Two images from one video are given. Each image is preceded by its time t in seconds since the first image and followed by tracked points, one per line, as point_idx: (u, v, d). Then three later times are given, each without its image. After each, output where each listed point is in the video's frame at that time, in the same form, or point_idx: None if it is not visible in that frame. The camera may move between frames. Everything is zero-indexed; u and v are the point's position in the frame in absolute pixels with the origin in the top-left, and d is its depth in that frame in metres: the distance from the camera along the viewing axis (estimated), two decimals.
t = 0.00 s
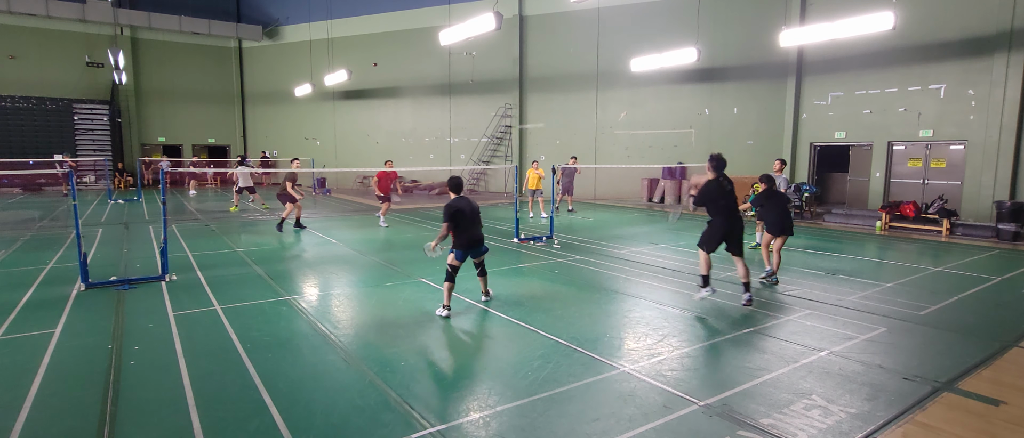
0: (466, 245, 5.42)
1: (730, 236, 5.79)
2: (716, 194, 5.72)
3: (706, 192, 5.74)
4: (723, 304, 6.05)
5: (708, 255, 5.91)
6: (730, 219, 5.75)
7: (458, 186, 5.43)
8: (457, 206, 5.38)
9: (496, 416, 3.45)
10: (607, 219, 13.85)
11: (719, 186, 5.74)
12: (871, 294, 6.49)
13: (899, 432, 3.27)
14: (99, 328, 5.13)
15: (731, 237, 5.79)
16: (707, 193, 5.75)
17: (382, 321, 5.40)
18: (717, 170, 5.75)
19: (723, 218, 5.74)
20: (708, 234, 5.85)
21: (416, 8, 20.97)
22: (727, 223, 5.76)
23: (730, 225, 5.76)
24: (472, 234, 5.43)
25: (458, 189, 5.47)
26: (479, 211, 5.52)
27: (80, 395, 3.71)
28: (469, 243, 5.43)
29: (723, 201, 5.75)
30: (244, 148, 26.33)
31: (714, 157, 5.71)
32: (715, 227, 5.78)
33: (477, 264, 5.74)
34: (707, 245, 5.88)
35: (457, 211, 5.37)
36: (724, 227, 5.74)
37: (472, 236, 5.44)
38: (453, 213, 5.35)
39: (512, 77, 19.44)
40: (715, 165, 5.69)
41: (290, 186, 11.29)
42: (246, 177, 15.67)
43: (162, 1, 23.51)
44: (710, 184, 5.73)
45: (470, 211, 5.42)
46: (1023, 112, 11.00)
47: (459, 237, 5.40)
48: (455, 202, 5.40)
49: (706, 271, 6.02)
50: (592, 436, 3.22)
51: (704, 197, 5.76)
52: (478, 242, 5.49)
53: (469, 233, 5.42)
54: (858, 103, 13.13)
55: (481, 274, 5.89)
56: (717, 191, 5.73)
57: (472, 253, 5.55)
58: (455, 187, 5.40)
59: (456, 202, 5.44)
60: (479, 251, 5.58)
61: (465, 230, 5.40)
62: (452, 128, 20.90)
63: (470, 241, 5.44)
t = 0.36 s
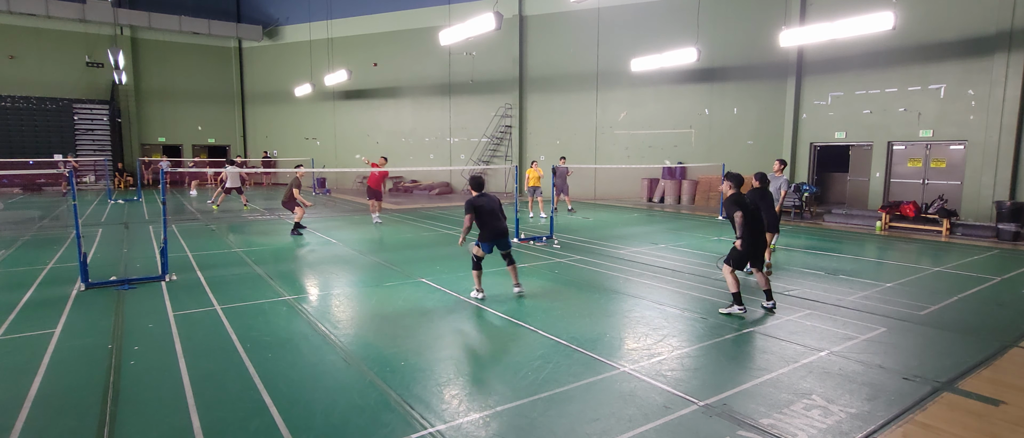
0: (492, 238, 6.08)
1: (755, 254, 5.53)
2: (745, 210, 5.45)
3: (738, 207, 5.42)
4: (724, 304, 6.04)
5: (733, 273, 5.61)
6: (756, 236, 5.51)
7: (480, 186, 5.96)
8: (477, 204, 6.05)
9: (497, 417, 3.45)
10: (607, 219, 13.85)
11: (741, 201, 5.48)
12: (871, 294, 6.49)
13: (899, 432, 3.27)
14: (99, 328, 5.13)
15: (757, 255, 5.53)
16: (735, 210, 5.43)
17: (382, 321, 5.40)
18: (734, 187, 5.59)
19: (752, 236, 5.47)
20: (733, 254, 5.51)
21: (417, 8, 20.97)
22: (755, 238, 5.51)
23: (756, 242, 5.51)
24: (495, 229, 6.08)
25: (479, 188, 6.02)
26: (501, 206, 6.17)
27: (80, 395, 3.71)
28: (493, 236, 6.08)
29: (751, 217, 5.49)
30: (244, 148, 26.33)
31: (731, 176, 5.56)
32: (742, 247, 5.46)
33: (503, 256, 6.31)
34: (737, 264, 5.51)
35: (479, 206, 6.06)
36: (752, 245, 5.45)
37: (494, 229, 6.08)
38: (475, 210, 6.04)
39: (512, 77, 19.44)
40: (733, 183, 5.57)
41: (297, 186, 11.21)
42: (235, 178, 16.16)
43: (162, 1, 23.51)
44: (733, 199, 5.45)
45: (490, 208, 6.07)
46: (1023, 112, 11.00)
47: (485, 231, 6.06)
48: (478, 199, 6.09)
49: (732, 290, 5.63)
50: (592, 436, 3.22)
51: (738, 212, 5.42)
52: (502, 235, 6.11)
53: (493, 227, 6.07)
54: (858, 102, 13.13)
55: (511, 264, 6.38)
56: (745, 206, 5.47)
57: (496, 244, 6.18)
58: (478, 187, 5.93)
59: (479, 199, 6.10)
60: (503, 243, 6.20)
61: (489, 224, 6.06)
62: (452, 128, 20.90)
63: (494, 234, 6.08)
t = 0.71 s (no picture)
0: (500, 242, 6.08)
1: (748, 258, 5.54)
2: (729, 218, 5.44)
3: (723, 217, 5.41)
4: (724, 305, 6.03)
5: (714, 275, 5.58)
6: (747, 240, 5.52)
7: (497, 190, 6.07)
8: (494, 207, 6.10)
9: (497, 416, 3.45)
10: (607, 219, 13.85)
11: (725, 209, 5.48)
12: (871, 294, 6.49)
13: (899, 432, 3.27)
14: (99, 328, 5.12)
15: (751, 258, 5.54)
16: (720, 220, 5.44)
17: (382, 321, 5.41)
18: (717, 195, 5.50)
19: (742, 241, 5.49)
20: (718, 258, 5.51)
21: (417, 8, 20.97)
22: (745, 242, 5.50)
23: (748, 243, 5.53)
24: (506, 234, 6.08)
25: (497, 192, 6.11)
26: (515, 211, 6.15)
27: (79, 395, 3.71)
28: (502, 241, 6.08)
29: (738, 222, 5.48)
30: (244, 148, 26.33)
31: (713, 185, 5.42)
32: (729, 252, 5.49)
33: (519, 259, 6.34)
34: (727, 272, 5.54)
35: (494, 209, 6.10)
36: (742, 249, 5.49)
37: (506, 234, 6.09)
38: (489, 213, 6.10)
39: (512, 77, 19.44)
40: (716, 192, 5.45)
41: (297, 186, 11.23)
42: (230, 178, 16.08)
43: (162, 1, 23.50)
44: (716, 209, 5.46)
45: (507, 213, 6.08)
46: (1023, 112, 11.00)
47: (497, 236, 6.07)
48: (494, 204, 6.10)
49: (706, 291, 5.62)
50: (592, 436, 3.22)
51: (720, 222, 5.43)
52: (512, 241, 6.11)
53: (504, 232, 6.08)
54: (858, 102, 13.13)
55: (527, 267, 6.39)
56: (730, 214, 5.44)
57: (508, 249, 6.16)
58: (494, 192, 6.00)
59: (497, 205, 6.11)
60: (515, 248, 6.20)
61: (501, 229, 6.07)
62: (452, 128, 20.90)
63: (506, 239, 6.09)
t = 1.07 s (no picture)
0: (500, 234, 6.19)
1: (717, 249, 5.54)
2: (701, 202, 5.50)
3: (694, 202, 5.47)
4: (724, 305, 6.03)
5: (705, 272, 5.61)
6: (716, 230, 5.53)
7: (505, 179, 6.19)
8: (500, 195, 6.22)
9: (497, 417, 3.45)
10: (607, 219, 13.85)
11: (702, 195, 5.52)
12: (871, 294, 6.49)
13: (899, 432, 3.27)
14: (99, 328, 5.13)
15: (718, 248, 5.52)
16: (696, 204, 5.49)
17: (382, 321, 5.41)
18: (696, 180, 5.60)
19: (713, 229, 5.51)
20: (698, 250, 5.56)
21: (417, 8, 20.97)
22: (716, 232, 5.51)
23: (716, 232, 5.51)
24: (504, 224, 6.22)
25: (507, 182, 6.23)
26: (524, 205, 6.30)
27: (80, 395, 3.71)
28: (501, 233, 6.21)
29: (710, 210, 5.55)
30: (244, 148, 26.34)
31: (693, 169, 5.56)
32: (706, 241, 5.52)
33: (513, 254, 6.39)
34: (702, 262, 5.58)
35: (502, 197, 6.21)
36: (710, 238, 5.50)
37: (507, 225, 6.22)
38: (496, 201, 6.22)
39: (512, 77, 19.45)
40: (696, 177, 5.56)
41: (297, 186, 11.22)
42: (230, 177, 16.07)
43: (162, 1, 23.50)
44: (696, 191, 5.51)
45: (514, 204, 6.20)
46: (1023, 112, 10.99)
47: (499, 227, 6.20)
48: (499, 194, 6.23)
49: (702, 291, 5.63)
50: (593, 436, 3.22)
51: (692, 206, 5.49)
52: (512, 233, 6.21)
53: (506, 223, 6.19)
54: (858, 103, 13.12)
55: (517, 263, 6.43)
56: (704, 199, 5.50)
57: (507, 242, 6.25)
58: (505, 182, 6.09)
59: (503, 196, 6.22)
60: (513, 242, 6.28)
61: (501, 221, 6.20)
62: (452, 128, 20.90)
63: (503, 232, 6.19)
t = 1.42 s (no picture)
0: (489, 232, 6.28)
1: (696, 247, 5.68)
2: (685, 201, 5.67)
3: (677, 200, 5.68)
4: (724, 305, 6.03)
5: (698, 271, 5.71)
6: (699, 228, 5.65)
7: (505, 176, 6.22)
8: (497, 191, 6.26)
9: (497, 416, 3.46)
10: (607, 219, 13.85)
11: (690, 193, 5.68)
12: (871, 294, 6.49)
13: (899, 432, 3.27)
14: (99, 328, 5.13)
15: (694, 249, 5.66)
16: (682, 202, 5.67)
17: (382, 321, 5.41)
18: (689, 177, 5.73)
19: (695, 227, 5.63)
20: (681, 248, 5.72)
21: (416, 8, 20.96)
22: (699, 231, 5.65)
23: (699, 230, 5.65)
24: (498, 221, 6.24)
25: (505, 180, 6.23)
26: (514, 204, 6.21)
27: (79, 395, 3.71)
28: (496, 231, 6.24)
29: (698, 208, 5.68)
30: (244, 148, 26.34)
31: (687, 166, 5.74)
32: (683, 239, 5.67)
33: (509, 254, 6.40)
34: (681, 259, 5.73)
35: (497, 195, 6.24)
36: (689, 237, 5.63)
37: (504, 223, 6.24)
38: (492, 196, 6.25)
39: (512, 77, 19.44)
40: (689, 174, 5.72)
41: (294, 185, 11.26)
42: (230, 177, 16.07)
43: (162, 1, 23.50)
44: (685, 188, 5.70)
45: (501, 202, 6.19)
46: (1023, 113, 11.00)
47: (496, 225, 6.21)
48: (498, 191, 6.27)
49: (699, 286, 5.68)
50: (592, 436, 3.22)
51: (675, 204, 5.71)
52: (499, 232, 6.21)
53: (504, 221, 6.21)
54: (858, 102, 13.13)
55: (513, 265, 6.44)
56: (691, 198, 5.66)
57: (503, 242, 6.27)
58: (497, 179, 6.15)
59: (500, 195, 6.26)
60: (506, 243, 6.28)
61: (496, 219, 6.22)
62: (452, 128, 20.90)
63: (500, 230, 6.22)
